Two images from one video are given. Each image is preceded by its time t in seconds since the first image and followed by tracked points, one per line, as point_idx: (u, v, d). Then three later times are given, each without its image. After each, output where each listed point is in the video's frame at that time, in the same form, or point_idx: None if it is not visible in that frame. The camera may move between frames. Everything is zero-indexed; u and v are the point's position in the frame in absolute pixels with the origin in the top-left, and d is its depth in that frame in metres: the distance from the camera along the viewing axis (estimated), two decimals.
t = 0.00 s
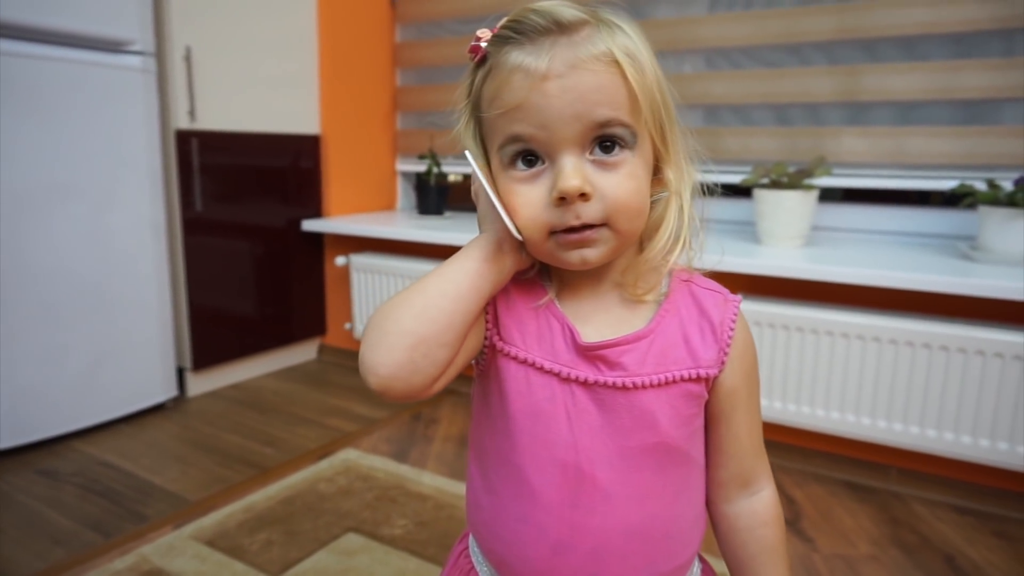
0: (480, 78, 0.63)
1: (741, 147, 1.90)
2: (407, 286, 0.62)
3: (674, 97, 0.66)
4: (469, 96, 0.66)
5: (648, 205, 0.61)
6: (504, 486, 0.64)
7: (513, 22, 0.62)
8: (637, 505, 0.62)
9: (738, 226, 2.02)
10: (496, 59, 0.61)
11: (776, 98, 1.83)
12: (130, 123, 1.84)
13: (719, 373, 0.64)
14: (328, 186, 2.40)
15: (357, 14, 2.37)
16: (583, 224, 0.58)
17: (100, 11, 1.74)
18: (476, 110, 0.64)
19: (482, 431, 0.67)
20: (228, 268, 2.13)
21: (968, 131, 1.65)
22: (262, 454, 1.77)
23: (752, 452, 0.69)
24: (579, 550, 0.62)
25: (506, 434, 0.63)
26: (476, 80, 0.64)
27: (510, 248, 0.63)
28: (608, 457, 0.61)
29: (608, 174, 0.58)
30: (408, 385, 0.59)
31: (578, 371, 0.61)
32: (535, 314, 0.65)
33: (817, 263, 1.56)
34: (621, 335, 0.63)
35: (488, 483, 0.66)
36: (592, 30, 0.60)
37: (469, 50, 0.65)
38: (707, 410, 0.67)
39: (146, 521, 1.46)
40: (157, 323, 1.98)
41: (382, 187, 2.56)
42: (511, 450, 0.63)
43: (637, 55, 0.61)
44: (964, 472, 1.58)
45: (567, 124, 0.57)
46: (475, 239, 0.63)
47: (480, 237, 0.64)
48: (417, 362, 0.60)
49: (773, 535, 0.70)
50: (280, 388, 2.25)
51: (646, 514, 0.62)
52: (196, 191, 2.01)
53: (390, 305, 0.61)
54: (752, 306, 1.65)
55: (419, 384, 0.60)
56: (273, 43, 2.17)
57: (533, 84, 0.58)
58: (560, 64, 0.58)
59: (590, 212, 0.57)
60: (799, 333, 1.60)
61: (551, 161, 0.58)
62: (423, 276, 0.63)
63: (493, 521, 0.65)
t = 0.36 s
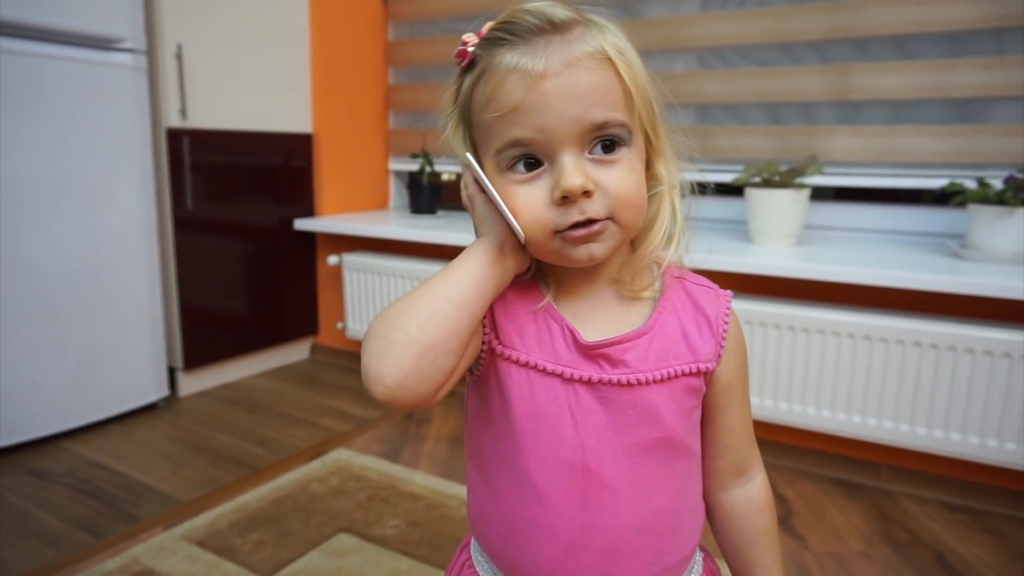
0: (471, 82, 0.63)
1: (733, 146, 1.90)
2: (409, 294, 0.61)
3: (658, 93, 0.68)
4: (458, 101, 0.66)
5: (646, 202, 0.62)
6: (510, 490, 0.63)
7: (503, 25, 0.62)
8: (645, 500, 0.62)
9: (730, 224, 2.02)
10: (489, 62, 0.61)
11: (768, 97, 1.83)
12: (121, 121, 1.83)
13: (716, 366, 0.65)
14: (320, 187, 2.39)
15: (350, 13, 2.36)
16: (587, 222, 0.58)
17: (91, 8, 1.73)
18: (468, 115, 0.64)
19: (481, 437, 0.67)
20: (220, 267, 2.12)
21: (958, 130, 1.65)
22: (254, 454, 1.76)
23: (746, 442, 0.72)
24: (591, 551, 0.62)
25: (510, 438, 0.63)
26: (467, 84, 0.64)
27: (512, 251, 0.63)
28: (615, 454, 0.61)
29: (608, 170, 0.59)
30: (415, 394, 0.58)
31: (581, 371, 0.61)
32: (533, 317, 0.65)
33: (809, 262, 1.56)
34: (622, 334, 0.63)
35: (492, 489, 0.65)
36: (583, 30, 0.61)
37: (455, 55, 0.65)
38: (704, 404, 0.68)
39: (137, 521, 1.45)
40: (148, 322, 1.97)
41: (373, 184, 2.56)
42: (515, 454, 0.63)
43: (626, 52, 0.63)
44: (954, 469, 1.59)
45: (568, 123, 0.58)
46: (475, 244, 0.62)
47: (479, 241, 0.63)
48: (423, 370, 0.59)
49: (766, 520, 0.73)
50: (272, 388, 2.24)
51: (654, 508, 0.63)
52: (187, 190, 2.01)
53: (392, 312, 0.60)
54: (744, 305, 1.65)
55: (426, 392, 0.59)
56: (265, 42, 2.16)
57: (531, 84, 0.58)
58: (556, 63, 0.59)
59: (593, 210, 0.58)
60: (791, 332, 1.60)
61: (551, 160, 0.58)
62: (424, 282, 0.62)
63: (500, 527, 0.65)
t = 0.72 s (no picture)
0: (453, 94, 0.63)
1: (724, 148, 1.91)
2: (405, 307, 0.61)
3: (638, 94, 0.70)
4: (439, 114, 0.66)
5: (635, 205, 0.63)
6: (516, 499, 0.63)
7: (483, 35, 0.63)
8: (652, 496, 0.63)
9: (722, 225, 2.03)
10: (472, 72, 0.62)
11: (758, 99, 1.84)
12: (112, 125, 1.83)
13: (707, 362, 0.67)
14: (313, 189, 2.38)
15: (342, 15, 2.36)
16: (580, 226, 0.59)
17: (80, 11, 1.72)
18: (452, 126, 0.64)
19: (480, 448, 0.66)
20: (212, 271, 2.12)
21: (946, 130, 1.67)
22: (247, 458, 1.76)
23: (736, 435, 0.74)
24: (604, 551, 0.62)
25: (512, 447, 0.63)
26: (448, 96, 0.64)
27: (505, 262, 0.63)
28: (620, 453, 0.62)
29: (598, 173, 0.60)
30: (416, 409, 0.58)
31: (581, 374, 0.62)
32: (527, 325, 0.65)
33: (800, 262, 1.57)
34: (617, 334, 0.64)
35: (496, 499, 0.65)
36: (562, 36, 0.63)
37: (433, 67, 0.66)
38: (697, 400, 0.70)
39: (129, 526, 1.44)
40: (139, 326, 1.96)
41: (366, 187, 2.55)
42: (519, 462, 0.62)
43: (606, 56, 0.64)
44: (945, 467, 1.60)
45: (557, 129, 0.58)
46: (468, 255, 0.62)
47: (472, 251, 0.63)
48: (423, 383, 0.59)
49: (760, 511, 0.76)
50: (265, 391, 2.23)
51: (660, 503, 0.64)
52: (179, 194, 2.00)
53: (390, 325, 0.60)
54: (735, 305, 1.66)
55: (427, 406, 0.59)
56: (255, 44, 2.16)
57: (517, 92, 0.59)
58: (540, 69, 0.60)
59: (586, 215, 0.58)
60: (782, 332, 1.61)
61: (540, 168, 0.59)
62: (419, 293, 0.62)
63: (509, 538, 0.64)
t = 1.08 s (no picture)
0: (451, 94, 0.63)
1: (724, 150, 1.92)
2: (406, 313, 0.60)
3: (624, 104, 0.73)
4: (433, 112, 0.66)
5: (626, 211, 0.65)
6: (520, 506, 0.62)
7: (488, 37, 0.64)
8: (653, 488, 0.65)
9: (722, 227, 2.03)
10: (477, 74, 0.62)
11: (758, 101, 1.84)
12: (113, 127, 1.83)
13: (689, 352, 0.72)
14: (313, 189, 2.38)
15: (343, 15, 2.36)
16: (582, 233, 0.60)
17: (80, 13, 1.73)
18: (448, 125, 0.64)
19: (474, 457, 0.65)
20: (213, 272, 2.12)
21: (944, 132, 1.67)
22: (247, 459, 1.76)
23: (711, 423, 0.79)
24: (615, 548, 0.63)
25: (512, 452, 0.62)
26: (445, 95, 0.64)
27: (503, 264, 0.64)
28: (621, 448, 0.63)
29: (599, 181, 0.62)
30: (424, 416, 0.57)
31: (578, 372, 0.63)
32: (518, 328, 0.65)
33: (800, 263, 1.57)
34: (608, 330, 0.67)
35: (497, 508, 0.64)
36: (566, 44, 0.65)
37: (426, 64, 0.66)
38: (680, 390, 0.75)
39: (130, 527, 1.45)
40: (140, 327, 1.96)
41: (366, 189, 2.55)
42: (520, 467, 0.62)
43: (603, 66, 0.67)
44: (943, 468, 1.60)
45: (565, 136, 0.59)
46: (467, 258, 0.62)
47: (470, 254, 0.63)
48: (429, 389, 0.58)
49: (732, 496, 0.81)
50: (265, 392, 2.23)
51: (660, 494, 0.66)
52: (179, 196, 2.01)
53: (392, 332, 0.59)
54: (735, 306, 1.66)
55: (434, 413, 0.58)
56: (255, 46, 2.17)
57: (527, 96, 0.59)
58: (549, 76, 0.61)
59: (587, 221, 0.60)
60: (782, 334, 1.61)
61: (545, 174, 0.60)
62: (417, 298, 0.62)
63: (516, 550, 0.63)
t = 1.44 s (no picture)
0: (447, 97, 0.63)
1: (725, 150, 1.92)
2: (411, 326, 0.60)
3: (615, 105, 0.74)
4: (427, 114, 0.65)
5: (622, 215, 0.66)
6: (519, 514, 0.62)
7: (486, 40, 0.64)
8: (649, 493, 0.65)
9: (722, 228, 2.03)
10: (477, 77, 0.62)
11: (760, 101, 1.84)
12: (116, 127, 1.84)
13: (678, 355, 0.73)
14: (315, 190, 2.38)
15: (345, 16, 2.36)
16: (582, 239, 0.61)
17: (85, 14, 1.74)
18: (444, 129, 0.64)
19: (470, 466, 0.65)
20: (216, 273, 2.13)
21: (946, 132, 1.67)
22: (249, 459, 1.76)
23: (697, 423, 0.80)
24: (615, 554, 0.63)
25: (512, 461, 0.62)
26: (440, 97, 0.64)
27: (501, 271, 0.64)
28: (618, 453, 0.63)
29: (598, 186, 0.63)
30: (434, 430, 0.57)
31: (576, 379, 0.63)
32: (515, 336, 0.65)
33: (801, 264, 1.57)
34: (604, 335, 0.67)
35: (495, 517, 0.63)
36: (565, 47, 0.65)
37: (419, 64, 0.66)
38: (669, 392, 0.75)
39: (132, 526, 1.45)
40: (142, 327, 1.97)
41: (367, 189, 2.56)
42: (519, 475, 0.62)
43: (599, 69, 0.67)
44: (944, 469, 1.60)
45: (568, 142, 0.60)
46: (468, 267, 0.62)
47: (470, 262, 0.63)
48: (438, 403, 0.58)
49: (716, 494, 0.81)
50: (267, 392, 2.24)
51: (656, 498, 0.66)
52: (182, 196, 2.01)
53: (397, 347, 0.59)
54: (736, 307, 1.66)
55: (443, 426, 0.58)
56: (257, 47, 2.17)
57: (530, 102, 0.60)
58: (551, 81, 0.61)
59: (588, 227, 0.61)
60: (783, 335, 1.61)
61: (547, 180, 0.60)
62: (420, 309, 0.61)
63: (515, 559, 0.63)
